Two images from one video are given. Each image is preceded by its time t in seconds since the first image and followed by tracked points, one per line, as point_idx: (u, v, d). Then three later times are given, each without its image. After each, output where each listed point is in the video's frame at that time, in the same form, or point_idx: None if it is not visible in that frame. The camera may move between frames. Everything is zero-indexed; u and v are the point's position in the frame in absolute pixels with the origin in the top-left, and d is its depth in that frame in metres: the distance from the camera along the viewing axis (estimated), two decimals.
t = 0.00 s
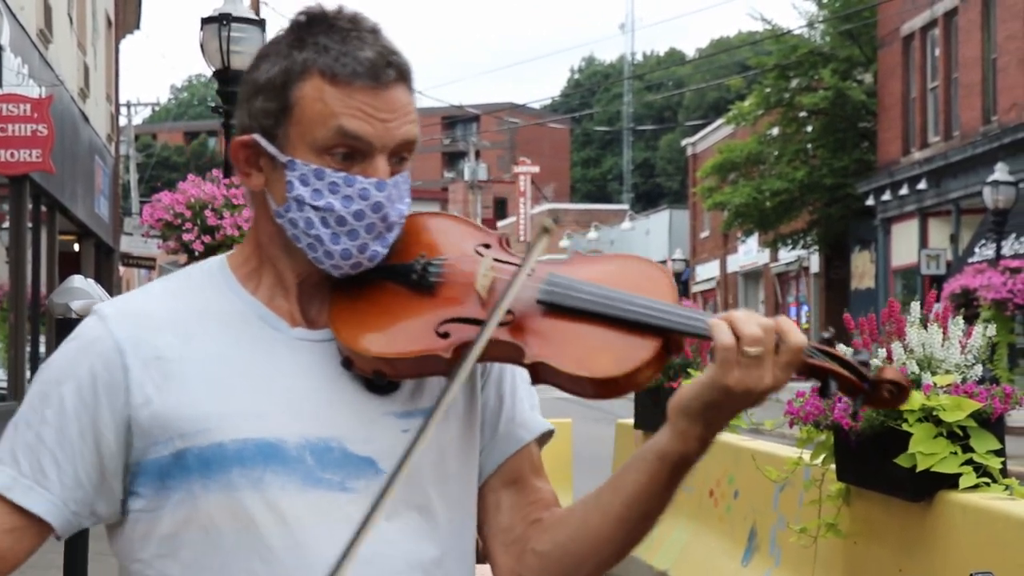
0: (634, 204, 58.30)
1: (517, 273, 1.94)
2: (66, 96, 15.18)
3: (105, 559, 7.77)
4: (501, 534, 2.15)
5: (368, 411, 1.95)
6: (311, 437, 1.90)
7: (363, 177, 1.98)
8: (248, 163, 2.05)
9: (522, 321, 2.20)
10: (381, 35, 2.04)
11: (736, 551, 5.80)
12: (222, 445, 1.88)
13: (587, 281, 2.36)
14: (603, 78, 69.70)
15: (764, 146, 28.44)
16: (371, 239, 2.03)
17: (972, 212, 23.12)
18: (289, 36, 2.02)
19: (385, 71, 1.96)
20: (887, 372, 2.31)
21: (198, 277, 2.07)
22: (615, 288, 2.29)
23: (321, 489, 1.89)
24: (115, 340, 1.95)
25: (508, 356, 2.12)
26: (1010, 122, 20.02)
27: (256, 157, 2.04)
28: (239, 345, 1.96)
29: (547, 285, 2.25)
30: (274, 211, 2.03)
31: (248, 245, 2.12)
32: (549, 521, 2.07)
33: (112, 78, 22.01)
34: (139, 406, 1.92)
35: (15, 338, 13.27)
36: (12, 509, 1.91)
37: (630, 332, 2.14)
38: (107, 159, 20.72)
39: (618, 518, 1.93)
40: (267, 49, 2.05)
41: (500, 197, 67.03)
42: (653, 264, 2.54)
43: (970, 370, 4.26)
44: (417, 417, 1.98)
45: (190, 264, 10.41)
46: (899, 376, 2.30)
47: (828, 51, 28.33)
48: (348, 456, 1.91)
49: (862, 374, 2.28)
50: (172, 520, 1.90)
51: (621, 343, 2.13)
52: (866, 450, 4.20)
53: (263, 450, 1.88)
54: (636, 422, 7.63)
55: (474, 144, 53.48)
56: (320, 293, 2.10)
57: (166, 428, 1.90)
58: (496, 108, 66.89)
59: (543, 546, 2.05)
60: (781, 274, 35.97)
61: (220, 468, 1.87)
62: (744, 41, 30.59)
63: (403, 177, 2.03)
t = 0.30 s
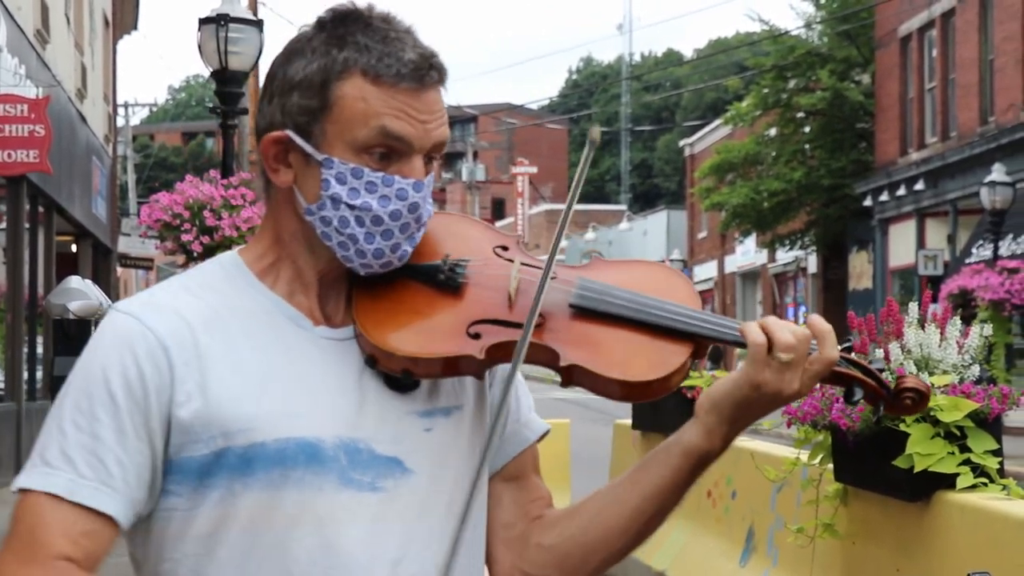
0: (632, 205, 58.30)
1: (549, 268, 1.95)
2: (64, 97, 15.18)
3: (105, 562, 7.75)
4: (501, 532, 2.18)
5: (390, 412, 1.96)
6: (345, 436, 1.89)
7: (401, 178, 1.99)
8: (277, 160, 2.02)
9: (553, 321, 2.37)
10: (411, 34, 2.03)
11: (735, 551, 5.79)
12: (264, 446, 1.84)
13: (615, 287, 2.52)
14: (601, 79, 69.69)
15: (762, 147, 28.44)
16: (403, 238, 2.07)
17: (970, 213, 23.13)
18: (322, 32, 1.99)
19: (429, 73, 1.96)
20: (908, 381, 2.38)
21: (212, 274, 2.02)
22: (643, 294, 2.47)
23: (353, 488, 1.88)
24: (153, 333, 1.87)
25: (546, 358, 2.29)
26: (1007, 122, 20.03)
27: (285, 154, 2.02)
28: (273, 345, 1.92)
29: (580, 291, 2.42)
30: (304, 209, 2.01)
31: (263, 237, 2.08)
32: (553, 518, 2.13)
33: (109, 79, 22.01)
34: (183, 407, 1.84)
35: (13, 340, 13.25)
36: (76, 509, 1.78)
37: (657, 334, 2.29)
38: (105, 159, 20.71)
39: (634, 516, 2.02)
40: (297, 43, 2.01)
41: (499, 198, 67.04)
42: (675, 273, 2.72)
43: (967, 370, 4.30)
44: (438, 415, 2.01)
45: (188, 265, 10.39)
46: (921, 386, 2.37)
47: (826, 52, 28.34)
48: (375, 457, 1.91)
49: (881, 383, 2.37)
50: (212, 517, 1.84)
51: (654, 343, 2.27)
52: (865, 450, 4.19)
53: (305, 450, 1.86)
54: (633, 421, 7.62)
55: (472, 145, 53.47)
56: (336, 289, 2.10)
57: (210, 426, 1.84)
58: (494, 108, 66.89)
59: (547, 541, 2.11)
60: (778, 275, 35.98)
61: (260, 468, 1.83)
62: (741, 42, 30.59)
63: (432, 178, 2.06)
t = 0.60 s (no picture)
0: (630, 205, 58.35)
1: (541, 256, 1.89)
2: (61, 97, 15.17)
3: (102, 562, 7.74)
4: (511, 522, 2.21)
5: (390, 409, 1.96)
6: (350, 436, 1.89)
7: (396, 170, 1.98)
8: (269, 160, 2.00)
9: (552, 309, 2.35)
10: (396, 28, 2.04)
11: (732, 551, 5.79)
12: (274, 449, 1.83)
13: (616, 276, 2.50)
14: (600, 79, 69.70)
15: (759, 148, 28.47)
16: (400, 230, 2.06)
17: (967, 213, 23.16)
18: (305, 30, 1.98)
19: (417, 65, 1.97)
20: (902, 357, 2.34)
21: (203, 278, 1.99)
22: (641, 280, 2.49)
23: (357, 488, 1.88)
24: (159, 342, 1.84)
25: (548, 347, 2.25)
26: (1005, 123, 20.04)
27: (276, 153, 2.00)
28: (273, 344, 1.92)
29: (578, 281, 2.40)
30: (299, 207, 1.99)
31: (256, 233, 2.05)
32: (555, 505, 2.12)
33: (107, 79, 22.01)
34: (198, 417, 1.83)
35: (10, 340, 13.26)
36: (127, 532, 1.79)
37: (661, 320, 2.30)
38: (102, 159, 20.69)
39: (652, 495, 2.01)
40: (281, 40, 2.00)
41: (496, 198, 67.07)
42: (673, 261, 2.72)
43: (965, 370, 4.28)
44: (437, 409, 2.02)
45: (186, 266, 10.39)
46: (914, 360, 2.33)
47: (823, 52, 28.36)
48: (379, 454, 1.91)
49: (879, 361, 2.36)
50: (223, 523, 1.84)
51: (656, 330, 2.27)
52: (862, 450, 4.21)
53: (312, 452, 1.85)
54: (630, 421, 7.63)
55: (470, 145, 53.48)
56: (330, 288, 2.09)
57: (221, 434, 1.82)
58: (493, 108, 66.94)
59: (553, 530, 2.11)
60: (776, 274, 36.05)
61: (270, 472, 1.83)
62: (739, 42, 30.63)
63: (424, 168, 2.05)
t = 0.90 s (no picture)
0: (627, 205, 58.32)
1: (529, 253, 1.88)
2: (59, 97, 15.17)
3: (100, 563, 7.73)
4: (516, 516, 2.25)
5: (386, 404, 1.98)
6: (337, 430, 1.91)
7: (377, 162, 1.99)
8: (252, 155, 2.03)
9: (542, 296, 2.44)
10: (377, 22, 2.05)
11: (730, 552, 5.80)
12: (253, 447, 1.85)
13: (604, 259, 2.59)
14: (598, 79, 69.65)
15: (757, 148, 28.48)
16: (384, 223, 2.06)
17: (965, 214, 23.18)
18: (285, 25, 2.00)
19: (395, 55, 1.98)
20: (898, 326, 2.56)
21: (192, 279, 2.03)
22: (630, 264, 2.56)
23: (350, 482, 1.90)
24: (132, 347, 1.88)
25: (539, 333, 2.34)
26: (1003, 123, 20.05)
27: (259, 148, 2.03)
28: (263, 347, 1.94)
29: (566, 262, 2.51)
30: (282, 201, 2.02)
31: (247, 236, 2.09)
32: (567, 501, 2.16)
33: (106, 79, 22.01)
34: (167, 418, 1.86)
35: (8, 340, 13.25)
36: (57, 540, 1.85)
37: (639, 298, 2.39)
38: (100, 159, 20.68)
39: (650, 494, 2.03)
40: (262, 39, 2.02)
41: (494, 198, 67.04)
42: (667, 242, 2.81)
43: (963, 371, 4.27)
44: (431, 403, 2.04)
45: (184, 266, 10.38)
46: (912, 330, 2.54)
47: (822, 52, 28.36)
48: (372, 448, 1.93)
49: (876, 330, 2.53)
50: (204, 524, 1.86)
51: (646, 309, 2.36)
52: (861, 450, 4.22)
53: (294, 449, 1.87)
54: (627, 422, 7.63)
55: (468, 145, 53.45)
56: (322, 285, 2.11)
57: (195, 434, 1.85)
58: (490, 109, 66.87)
59: (566, 524, 2.14)
60: (774, 275, 36.05)
61: (250, 471, 1.85)
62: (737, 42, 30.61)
63: (407, 161, 2.06)
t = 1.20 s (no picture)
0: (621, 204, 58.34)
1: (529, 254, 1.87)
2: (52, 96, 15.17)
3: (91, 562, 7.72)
4: (500, 522, 2.26)
5: (375, 407, 1.99)
6: (329, 433, 1.91)
7: (374, 167, 2.00)
8: (247, 156, 2.02)
9: (535, 303, 2.46)
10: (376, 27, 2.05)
11: (723, 551, 5.80)
12: (247, 450, 1.85)
13: (594, 269, 2.61)
14: (592, 79, 69.62)
15: (751, 147, 28.50)
16: (377, 229, 2.08)
17: (958, 213, 23.21)
18: (285, 27, 2.00)
19: (397, 62, 1.98)
20: (884, 345, 2.58)
21: (181, 281, 2.02)
22: (622, 275, 2.58)
23: (341, 485, 1.90)
24: (126, 345, 1.86)
25: (531, 343, 2.35)
26: (996, 122, 20.06)
27: (255, 148, 2.02)
28: (257, 351, 1.94)
29: (556, 273, 2.52)
30: (278, 203, 2.01)
31: (236, 235, 2.08)
32: (554, 508, 2.18)
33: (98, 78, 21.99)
34: (163, 419, 1.85)
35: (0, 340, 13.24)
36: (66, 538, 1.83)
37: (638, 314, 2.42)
38: (94, 158, 20.66)
39: (643, 508, 2.05)
40: (262, 38, 2.02)
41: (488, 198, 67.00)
42: (657, 256, 2.83)
43: (956, 370, 4.27)
44: (420, 407, 2.05)
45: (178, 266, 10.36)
46: (897, 348, 2.57)
47: (815, 52, 28.38)
48: (362, 452, 1.93)
49: (859, 348, 2.54)
50: (198, 525, 1.86)
51: (637, 324, 2.40)
52: (852, 449, 4.22)
53: (288, 452, 1.87)
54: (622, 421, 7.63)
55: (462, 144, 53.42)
56: (311, 288, 2.11)
57: (191, 436, 1.85)
58: (484, 108, 66.82)
59: (552, 534, 2.17)
60: (768, 274, 36.07)
61: (246, 472, 1.85)
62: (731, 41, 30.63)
63: (402, 167, 2.07)
